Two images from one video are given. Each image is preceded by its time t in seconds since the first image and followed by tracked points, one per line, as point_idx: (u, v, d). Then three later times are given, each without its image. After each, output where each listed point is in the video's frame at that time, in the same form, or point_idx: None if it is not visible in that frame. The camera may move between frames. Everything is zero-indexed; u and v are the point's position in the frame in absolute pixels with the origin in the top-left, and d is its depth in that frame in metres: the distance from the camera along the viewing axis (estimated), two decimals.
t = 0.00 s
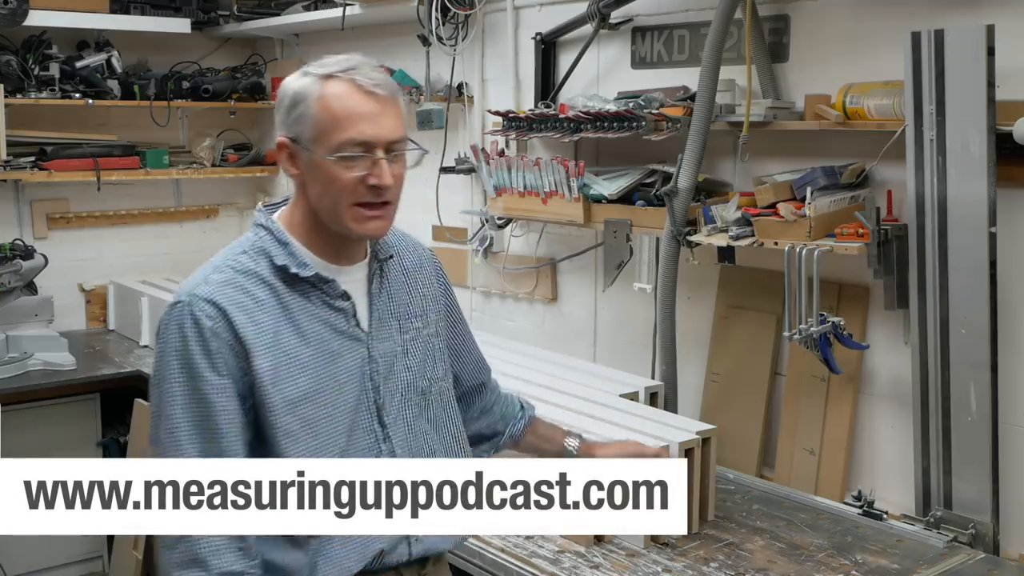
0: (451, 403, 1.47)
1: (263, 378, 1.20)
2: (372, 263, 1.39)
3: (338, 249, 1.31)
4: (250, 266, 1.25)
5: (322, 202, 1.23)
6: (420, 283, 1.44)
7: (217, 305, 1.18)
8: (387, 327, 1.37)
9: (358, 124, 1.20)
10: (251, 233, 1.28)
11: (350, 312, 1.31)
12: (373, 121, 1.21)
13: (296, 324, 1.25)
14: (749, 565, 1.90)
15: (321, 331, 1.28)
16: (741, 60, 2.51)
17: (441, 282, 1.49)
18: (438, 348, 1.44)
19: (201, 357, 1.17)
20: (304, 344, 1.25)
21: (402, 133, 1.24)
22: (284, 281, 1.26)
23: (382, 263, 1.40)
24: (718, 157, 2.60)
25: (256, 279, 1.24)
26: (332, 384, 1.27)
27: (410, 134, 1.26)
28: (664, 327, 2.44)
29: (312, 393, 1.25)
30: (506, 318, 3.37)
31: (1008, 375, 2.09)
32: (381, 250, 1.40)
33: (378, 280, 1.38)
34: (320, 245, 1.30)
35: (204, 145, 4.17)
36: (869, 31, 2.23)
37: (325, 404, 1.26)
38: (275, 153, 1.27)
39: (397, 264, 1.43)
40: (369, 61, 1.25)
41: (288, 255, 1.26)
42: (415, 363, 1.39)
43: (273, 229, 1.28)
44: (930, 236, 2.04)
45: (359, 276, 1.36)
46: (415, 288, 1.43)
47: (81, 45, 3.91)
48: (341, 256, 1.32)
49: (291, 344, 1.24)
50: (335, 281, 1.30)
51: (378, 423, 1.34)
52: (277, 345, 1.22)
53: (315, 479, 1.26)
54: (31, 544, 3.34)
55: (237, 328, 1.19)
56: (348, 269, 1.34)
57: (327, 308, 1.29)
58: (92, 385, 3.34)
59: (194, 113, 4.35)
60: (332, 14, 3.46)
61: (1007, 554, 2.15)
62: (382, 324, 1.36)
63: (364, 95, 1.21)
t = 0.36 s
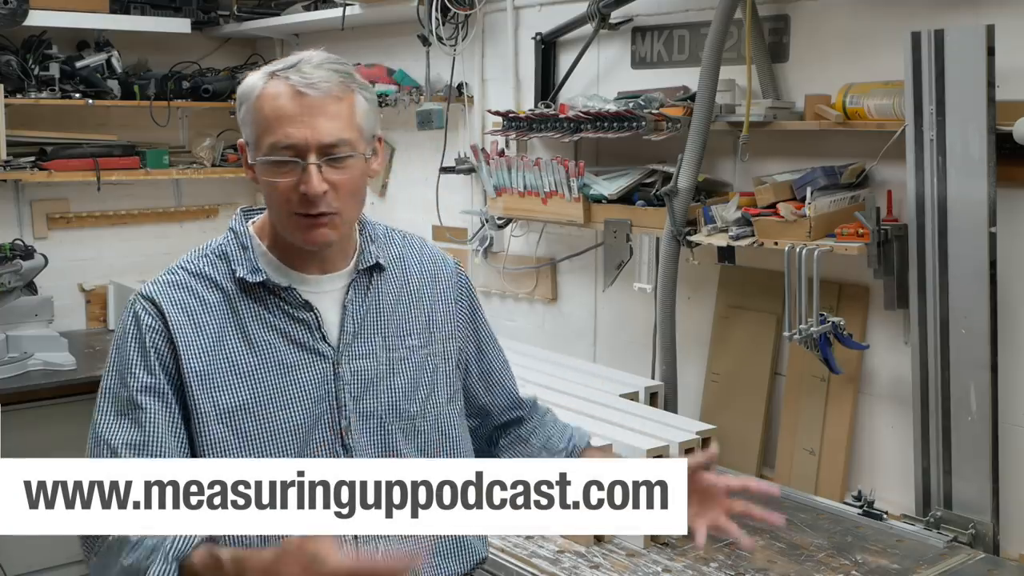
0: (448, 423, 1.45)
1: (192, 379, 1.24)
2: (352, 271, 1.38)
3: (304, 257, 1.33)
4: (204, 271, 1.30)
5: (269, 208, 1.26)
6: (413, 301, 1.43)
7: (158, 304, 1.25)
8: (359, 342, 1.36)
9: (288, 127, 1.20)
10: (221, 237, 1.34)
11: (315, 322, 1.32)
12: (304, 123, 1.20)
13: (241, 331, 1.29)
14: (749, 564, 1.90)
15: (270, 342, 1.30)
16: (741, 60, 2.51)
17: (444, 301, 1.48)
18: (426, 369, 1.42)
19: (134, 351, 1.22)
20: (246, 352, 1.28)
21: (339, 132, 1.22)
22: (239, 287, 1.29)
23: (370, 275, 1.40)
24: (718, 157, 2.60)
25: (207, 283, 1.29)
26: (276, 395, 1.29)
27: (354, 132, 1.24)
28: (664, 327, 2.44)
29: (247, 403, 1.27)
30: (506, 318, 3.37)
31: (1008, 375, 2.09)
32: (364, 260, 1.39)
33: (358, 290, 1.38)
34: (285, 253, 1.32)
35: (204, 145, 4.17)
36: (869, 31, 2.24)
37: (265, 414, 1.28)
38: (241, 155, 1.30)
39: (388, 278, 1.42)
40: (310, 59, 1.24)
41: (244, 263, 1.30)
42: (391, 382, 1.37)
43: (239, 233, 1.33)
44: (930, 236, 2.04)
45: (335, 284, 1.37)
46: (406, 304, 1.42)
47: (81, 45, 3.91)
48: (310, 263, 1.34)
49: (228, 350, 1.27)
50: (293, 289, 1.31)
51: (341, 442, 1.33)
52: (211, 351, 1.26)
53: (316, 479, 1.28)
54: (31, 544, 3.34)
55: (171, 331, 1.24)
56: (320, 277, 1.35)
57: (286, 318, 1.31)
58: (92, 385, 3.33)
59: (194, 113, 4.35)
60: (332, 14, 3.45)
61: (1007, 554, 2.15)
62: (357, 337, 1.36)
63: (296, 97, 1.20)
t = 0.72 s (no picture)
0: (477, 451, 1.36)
1: (197, 400, 1.20)
2: (384, 289, 1.29)
3: (330, 272, 1.25)
4: (225, 282, 1.23)
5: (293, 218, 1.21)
6: (448, 323, 1.34)
7: (166, 319, 1.21)
8: (385, 365, 1.27)
9: (309, 130, 1.15)
10: (249, 246, 1.28)
11: (335, 342, 1.23)
12: (327, 127, 1.15)
13: (257, 351, 1.21)
14: (749, 564, 1.90)
15: (287, 363, 1.22)
16: (741, 60, 2.51)
17: (480, 323, 1.39)
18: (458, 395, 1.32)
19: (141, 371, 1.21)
20: (260, 374, 1.21)
21: (363, 136, 1.17)
22: (258, 304, 1.22)
23: (404, 294, 1.30)
24: (718, 157, 2.60)
25: (224, 296, 1.22)
26: (289, 419, 1.22)
27: (379, 136, 1.18)
28: (664, 327, 2.44)
29: (257, 426, 1.21)
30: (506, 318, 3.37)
31: (1008, 375, 2.09)
32: (397, 279, 1.29)
33: (388, 311, 1.28)
34: (311, 266, 1.25)
35: (204, 145, 4.18)
36: (869, 31, 2.24)
37: (275, 439, 1.22)
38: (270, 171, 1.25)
39: (422, 299, 1.32)
40: (337, 60, 1.19)
41: (262, 277, 1.22)
42: (418, 409, 1.29)
43: (268, 245, 1.26)
44: (930, 236, 2.04)
45: (363, 303, 1.28)
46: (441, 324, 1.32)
47: (81, 45, 3.90)
48: (338, 279, 1.26)
49: (242, 371, 1.21)
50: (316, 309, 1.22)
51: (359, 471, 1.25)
52: (224, 370, 1.20)
53: (315, 479, 1.21)
54: (30, 544, 3.34)
55: (181, 347, 1.20)
56: (348, 294, 1.27)
57: (306, 338, 1.23)
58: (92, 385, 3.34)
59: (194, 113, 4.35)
60: (332, 14, 3.45)
61: (1007, 554, 2.15)
62: (384, 359, 1.27)
63: (319, 99, 1.15)
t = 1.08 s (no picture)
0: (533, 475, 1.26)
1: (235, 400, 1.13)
2: (441, 300, 1.20)
3: (382, 281, 1.17)
4: (279, 284, 1.17)
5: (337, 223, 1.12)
6: (512, 341, 1.23)
7: (214, 313, 1.15)
8: (438, 383, 1.18)
9: (345, 133, 1.05)
10: (308, 247, 1.22)
11: (385, 352, 1.15)
12: (359, 131, 1.04)
13: (303, 358, 1.14)
14: (749, 564, 1.90)
15: (333, 372, 1.14)
16: (741, 60, 2.51)
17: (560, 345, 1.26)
18: (521, 419, 1.22)
19: (185, 363, 1.15)
20: (303, 383, 1.14)
21: (399, 141, 1.05)
22: (309, 307, 1.15)
23: (466, 305, 1.21)
24: (718, 157, 2.60)
25: (276, 298, 1.16)
26: (328, 433, 1.14)
27: (423, 141, 1.07)
28: (664, 327, 2.44)
29: (294, 437, 1.14)
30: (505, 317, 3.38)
31: (1007, 375, 2.09)
32: (455, 289, 1.20)
33: (445, 323, 1.19)
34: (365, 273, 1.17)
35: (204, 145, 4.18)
36: (869, 31, 2.24)
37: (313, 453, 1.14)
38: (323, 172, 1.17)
39: (485, 312, 1.22)
40: (385, 56, 1.07)
41: (316, 279, 1.16)
42: (470, 433, 1.19)
43: (326, 247, 1.20)
44: (930, 236, 2.04)
45: (418, 314, 1.19)
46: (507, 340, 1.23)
47: (81, 45, 3.90)
48: (391, 290, 1.18)
49: (283, 378, 1.14)
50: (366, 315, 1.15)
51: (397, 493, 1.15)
52: (265, 376, 1.14)
53: (315, 479, 1.13)
54: (31, 544, 3.34)
55: (223, 347, 1.14)
56: (403, 305, 1.18)
57: (355, 346, 1.15)
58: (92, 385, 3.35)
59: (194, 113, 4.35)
60: (332, 14, 3.46)
61: (1007, 554, 2.15)
62: (440, 374, 1.18)
63: (356, 100, 1.04)
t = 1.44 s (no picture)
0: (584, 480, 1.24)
1: (284, 405, 1.13)
2: (502, 301, 1.18)
3: (442, 276, 1.16)
4: (331, 286, 1.16)
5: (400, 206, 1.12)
6: (575, 345, 1.21)
7: (263, 313, 1.15)
8: (497, 390, 1.16)
9: (425, 92, 1.09)
10: (360, 246, 1.21)
11: (442, 356, 1.14)
12: (437, 88, 1.09)
13: (355, 362, 1.14)
14: (749, 564, 1.90)
15: (386, 378, 1.13)
16: (741, 60, 2.51)
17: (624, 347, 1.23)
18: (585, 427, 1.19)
19: (233, 365, 1.16)
20: (357, 387, 1.13)
21: (479, 100, 1.10)
22: (363, 311, 1.15)
23: (526, 306, 1.19)
24: (718, 157, 2.60)
25: (328, 300, 1.15)
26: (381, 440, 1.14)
27: (503, 105, 1.12)
28: (664, 327, 2.44)
29: (346, 442, 1.14)
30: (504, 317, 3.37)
31: (1007, 375, 2.09)
32: (516, 289, 1.18)
33: (505, 326, 1.18)
34: (423, 270, 1.17)
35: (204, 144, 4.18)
36: (869, 31, 2.24)
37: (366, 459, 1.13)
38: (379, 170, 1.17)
39: (547, 314, 1.20)
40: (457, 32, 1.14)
41: (368, 279, 1.16)
42: (532, 443, 1.17)
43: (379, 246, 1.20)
44: (929, 236, 2.04)
45: (476, 317, 1.18)
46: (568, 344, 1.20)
47: (81, 45, 3.90)
48: (451, 287, 1.17)
49: (335, 383, 1.13)
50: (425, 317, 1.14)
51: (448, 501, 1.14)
52: (317, 380, 1.13)
53: (314, 479, 1.12)
54: (30, 544, 3.34)
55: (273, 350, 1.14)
56: (464, 305, 1.17)
57: (411, 351, 1.14)
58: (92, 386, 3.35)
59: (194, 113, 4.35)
60: (332, 14, 3.46)
61: (1007, 554, 2.15)
62: (498, 380, 1.16)
63: (435, 61, 1.09)
